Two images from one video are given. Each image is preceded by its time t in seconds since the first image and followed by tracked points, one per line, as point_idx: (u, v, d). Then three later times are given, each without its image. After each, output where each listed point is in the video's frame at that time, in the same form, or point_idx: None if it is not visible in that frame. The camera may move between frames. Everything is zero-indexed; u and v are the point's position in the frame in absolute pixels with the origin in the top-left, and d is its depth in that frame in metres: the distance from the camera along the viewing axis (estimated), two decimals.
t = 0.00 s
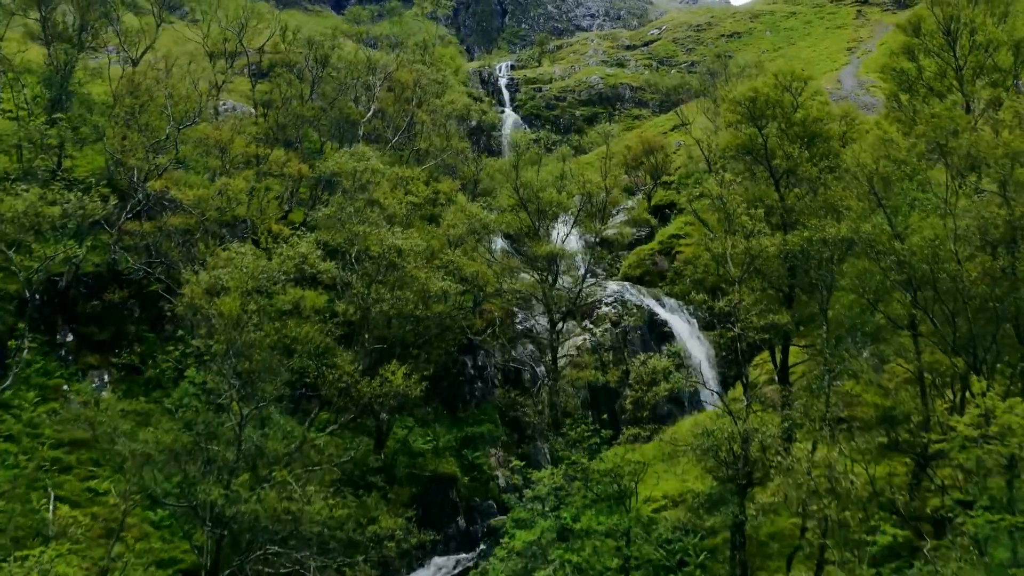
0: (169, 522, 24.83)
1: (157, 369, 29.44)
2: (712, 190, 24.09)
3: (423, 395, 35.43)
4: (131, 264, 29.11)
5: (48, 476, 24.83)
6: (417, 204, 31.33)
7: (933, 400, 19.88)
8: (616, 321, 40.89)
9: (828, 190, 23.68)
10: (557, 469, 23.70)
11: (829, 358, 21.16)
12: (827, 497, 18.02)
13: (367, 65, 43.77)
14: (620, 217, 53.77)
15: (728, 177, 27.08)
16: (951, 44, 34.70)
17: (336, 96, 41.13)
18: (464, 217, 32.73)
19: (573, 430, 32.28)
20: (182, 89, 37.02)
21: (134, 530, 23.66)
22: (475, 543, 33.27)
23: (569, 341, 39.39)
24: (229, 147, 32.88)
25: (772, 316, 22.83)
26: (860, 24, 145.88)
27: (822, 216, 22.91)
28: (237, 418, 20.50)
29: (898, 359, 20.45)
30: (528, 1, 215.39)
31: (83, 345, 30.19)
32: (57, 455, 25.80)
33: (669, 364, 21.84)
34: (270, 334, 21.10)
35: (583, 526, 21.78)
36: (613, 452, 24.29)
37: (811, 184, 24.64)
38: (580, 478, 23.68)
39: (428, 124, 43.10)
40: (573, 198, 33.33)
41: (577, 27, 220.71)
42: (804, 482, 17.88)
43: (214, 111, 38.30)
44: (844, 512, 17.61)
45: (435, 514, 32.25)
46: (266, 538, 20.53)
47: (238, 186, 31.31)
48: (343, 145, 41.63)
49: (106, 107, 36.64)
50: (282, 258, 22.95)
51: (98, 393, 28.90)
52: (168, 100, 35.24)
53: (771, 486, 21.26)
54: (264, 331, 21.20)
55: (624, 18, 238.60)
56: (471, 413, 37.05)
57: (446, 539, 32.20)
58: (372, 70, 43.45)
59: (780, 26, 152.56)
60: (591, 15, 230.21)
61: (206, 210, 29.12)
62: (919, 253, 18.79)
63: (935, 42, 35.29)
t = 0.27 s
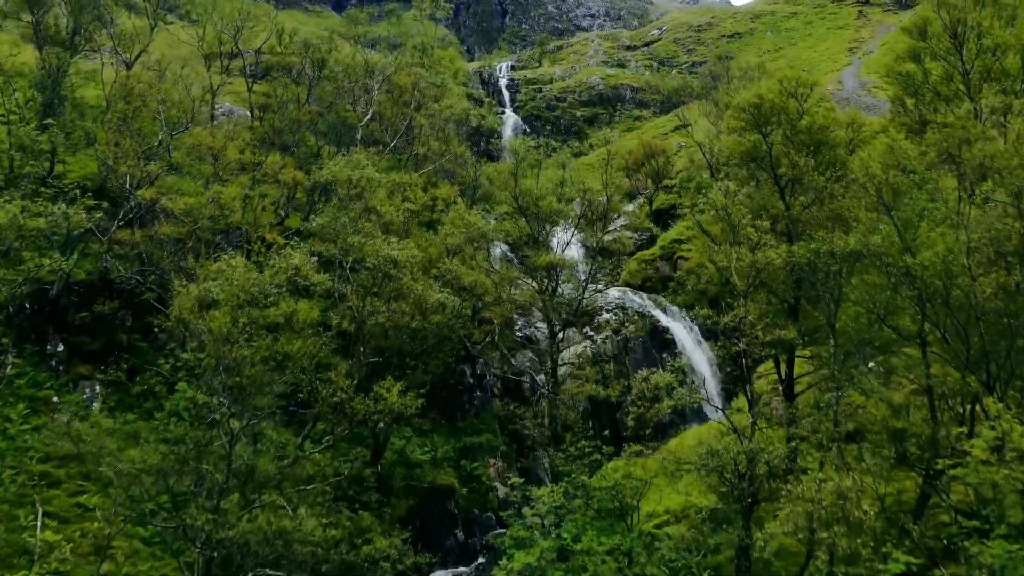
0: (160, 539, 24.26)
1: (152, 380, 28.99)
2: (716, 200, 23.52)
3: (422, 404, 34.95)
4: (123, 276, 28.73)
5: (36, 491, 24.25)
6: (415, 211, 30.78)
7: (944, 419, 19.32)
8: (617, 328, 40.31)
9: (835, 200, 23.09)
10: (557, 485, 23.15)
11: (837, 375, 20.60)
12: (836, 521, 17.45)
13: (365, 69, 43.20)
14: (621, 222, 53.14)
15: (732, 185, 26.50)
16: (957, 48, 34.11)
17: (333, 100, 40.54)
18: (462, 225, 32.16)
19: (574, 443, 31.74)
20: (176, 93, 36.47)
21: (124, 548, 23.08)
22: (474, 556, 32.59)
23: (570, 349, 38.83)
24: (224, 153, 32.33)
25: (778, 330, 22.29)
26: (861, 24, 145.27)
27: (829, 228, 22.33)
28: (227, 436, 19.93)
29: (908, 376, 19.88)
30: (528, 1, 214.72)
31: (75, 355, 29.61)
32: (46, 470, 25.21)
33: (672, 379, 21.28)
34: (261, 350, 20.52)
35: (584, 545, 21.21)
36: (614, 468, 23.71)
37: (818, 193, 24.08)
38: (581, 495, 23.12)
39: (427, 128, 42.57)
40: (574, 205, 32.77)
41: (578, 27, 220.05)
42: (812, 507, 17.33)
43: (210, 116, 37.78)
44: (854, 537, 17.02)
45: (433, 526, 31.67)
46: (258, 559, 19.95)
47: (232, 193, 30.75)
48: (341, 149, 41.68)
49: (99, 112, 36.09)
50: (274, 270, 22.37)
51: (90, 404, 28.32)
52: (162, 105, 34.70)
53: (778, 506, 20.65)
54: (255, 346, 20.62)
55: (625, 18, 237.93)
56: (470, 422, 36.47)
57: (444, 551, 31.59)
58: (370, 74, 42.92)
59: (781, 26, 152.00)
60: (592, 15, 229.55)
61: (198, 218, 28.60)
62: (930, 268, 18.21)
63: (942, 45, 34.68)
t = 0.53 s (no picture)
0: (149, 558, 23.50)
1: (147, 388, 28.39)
2: (722, 209, 22.78)
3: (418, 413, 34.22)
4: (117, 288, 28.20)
5: (24, 507, 23.18)
6: (412, 218, 30.07)
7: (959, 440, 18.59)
8: (618, 335, 39.59)
9: (844, 210, 22.37)
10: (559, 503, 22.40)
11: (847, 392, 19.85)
12: (851, 548, 16.66)
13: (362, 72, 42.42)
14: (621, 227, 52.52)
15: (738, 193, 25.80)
16: (964, 52, 33.48)
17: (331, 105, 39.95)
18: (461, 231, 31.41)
19: (575, 456, 31.04)
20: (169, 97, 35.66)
21: (111, 569, 22.28)
22: (473, 569, 31.62)
23: (570, 356, 38.23)
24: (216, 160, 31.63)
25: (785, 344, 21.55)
26: (863, 24, 145.09)
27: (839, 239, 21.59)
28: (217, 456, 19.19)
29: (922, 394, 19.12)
30: (529, 2, 214.31)
31: (64, 366, 28.74)
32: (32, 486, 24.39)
33: (677, 395, 20.53)
34: (252, 367, 19.80)
35: (586, 568, 20.43)
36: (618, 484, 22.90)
37: (826, 203, 23.36)
38: (584, 513, 22.38)
39: (425, 132, 41.88)
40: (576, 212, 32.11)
41: (578, 27, 219.46)
42: (826, 533, 16.46)
43: (204, 119, 37.05)
44: (871, 565, 16.22)
45: (431, 541, 31.06)
46: None
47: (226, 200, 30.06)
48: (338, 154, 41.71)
49: (91, 117, 35.34)
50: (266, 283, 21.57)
51: (80, 416, 27.23)
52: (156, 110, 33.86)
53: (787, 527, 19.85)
54: (246, 362, 19.87)
55: (625, 18, 237.26)
56: (469, 431, 35.72)
57: (443, 567, 30.92)
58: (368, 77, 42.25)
59: (782, 27, 151.75)
60: (592, 15, 228.79)
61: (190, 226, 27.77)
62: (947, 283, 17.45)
63: (948, 49, 34.06)
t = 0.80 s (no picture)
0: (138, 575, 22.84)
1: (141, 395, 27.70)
2: (727, 217, 22.20)
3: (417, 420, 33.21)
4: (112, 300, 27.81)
5: (12, 520, 21.85)
6: (410, 225, 29.52)
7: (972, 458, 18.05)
8: (619, 341, 39.00)
9: (851, 219, 21.82)
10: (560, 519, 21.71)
11: (856, 408, 19.27)
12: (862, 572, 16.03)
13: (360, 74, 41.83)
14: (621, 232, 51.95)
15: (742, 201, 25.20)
16: (971, 55, 32.91)
17: (328, 108, 39.37)
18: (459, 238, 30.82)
19: (575, 467, 30.51)
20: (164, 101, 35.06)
21: None
22: None
23: (570, 364, 37.57)
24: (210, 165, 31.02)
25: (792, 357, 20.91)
26: (864, 24, 144.55)
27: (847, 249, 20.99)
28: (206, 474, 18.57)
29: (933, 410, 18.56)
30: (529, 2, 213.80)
31: (55, 375, 28.09)
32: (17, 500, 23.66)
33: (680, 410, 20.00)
34: (242, 382, 19.18)
35: None
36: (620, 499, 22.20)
37: (832, 211, 22.83)
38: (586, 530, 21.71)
39: (424, 135, 41.29)
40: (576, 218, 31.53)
41: (579, 27, 218.86)
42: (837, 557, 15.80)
43: (199, 123, 36.44)
44: None
45: (429, 553, 30.59)
46: None
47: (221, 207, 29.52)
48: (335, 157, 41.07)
49: (84, 121, 34.74)
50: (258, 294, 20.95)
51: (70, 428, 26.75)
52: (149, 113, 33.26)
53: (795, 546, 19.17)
54: (237, 377, 19.25)
55: (626, 18, 236.65)
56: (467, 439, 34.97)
57: None
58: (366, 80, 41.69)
59: (782, 27, 151.26)
60: (593, 15, 228.21)
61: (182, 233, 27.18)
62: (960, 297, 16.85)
63: (954, 52, 33.50)
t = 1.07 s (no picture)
0: None
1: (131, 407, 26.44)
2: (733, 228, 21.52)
3: (414, 430, 32.46)
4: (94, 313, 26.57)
5: None
6: (405, 233, 28.84)
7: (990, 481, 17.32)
8: (620, 348, 38.37)
9: (862, 230, 21.08)
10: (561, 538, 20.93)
11: (868, 427, 18.57)
12: None
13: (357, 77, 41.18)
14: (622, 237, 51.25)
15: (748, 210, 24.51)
16: (978, 59, 32.15)
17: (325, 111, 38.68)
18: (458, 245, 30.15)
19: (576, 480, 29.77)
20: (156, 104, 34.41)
21: None
22: None
23: (571, 372, 36.86)
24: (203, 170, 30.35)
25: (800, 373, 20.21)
26: (865, 24, 143.87)
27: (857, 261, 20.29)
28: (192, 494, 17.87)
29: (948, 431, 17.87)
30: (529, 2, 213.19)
31: (45, 386, 26.99)
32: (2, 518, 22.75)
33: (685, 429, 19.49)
34: (230, 399, 18.50)
35: None
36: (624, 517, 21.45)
37: (841, 222, 22.19)
38: (588, 550, 20.94)
39: (422, 139, 40.62)
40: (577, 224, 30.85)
41: (579, 27, 218.19)
42: None
43: (192, 128, 35.82)
44: None
45: (426, 565, 29.49)
46: None
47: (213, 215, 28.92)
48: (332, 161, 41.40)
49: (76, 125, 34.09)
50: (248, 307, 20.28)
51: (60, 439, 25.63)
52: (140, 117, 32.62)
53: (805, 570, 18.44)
54: (225, 393, 18.57)
55: (626, 18, 235.94)
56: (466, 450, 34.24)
57: None
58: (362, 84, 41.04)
59: (783, 28, 150.65)
60: (593, 15, 227.53)
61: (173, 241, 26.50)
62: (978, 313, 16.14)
63: (961, 55, 32.73)
